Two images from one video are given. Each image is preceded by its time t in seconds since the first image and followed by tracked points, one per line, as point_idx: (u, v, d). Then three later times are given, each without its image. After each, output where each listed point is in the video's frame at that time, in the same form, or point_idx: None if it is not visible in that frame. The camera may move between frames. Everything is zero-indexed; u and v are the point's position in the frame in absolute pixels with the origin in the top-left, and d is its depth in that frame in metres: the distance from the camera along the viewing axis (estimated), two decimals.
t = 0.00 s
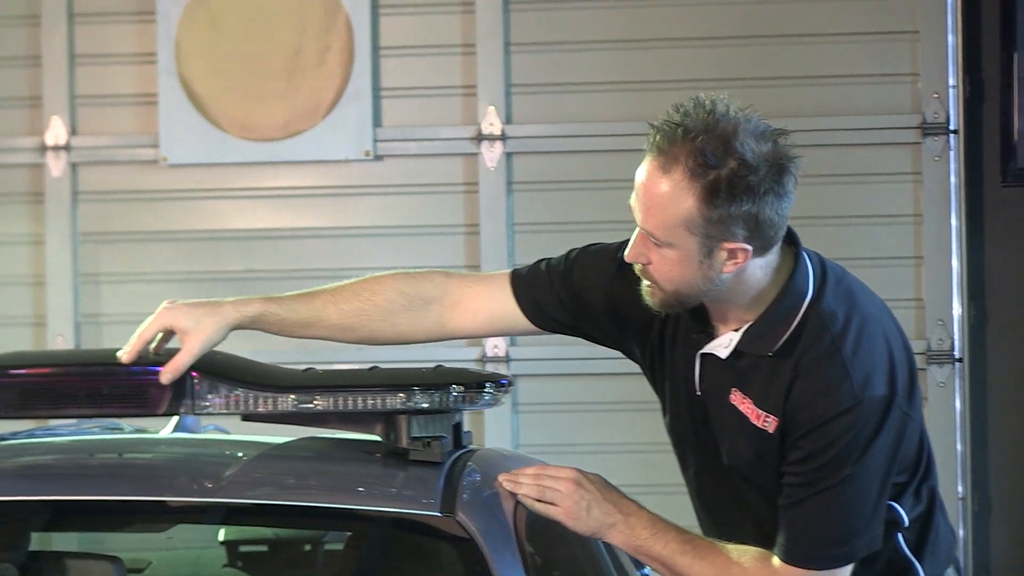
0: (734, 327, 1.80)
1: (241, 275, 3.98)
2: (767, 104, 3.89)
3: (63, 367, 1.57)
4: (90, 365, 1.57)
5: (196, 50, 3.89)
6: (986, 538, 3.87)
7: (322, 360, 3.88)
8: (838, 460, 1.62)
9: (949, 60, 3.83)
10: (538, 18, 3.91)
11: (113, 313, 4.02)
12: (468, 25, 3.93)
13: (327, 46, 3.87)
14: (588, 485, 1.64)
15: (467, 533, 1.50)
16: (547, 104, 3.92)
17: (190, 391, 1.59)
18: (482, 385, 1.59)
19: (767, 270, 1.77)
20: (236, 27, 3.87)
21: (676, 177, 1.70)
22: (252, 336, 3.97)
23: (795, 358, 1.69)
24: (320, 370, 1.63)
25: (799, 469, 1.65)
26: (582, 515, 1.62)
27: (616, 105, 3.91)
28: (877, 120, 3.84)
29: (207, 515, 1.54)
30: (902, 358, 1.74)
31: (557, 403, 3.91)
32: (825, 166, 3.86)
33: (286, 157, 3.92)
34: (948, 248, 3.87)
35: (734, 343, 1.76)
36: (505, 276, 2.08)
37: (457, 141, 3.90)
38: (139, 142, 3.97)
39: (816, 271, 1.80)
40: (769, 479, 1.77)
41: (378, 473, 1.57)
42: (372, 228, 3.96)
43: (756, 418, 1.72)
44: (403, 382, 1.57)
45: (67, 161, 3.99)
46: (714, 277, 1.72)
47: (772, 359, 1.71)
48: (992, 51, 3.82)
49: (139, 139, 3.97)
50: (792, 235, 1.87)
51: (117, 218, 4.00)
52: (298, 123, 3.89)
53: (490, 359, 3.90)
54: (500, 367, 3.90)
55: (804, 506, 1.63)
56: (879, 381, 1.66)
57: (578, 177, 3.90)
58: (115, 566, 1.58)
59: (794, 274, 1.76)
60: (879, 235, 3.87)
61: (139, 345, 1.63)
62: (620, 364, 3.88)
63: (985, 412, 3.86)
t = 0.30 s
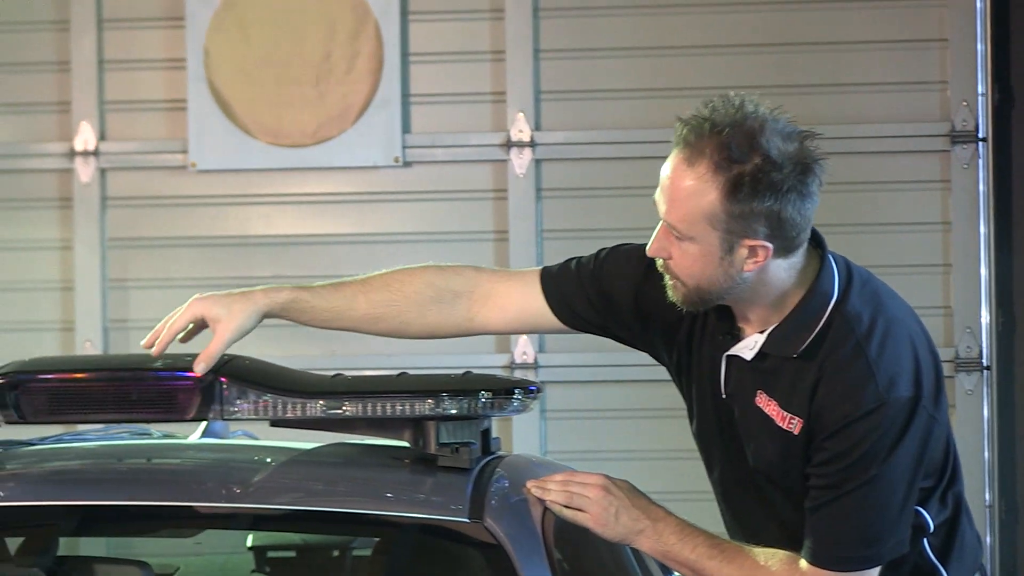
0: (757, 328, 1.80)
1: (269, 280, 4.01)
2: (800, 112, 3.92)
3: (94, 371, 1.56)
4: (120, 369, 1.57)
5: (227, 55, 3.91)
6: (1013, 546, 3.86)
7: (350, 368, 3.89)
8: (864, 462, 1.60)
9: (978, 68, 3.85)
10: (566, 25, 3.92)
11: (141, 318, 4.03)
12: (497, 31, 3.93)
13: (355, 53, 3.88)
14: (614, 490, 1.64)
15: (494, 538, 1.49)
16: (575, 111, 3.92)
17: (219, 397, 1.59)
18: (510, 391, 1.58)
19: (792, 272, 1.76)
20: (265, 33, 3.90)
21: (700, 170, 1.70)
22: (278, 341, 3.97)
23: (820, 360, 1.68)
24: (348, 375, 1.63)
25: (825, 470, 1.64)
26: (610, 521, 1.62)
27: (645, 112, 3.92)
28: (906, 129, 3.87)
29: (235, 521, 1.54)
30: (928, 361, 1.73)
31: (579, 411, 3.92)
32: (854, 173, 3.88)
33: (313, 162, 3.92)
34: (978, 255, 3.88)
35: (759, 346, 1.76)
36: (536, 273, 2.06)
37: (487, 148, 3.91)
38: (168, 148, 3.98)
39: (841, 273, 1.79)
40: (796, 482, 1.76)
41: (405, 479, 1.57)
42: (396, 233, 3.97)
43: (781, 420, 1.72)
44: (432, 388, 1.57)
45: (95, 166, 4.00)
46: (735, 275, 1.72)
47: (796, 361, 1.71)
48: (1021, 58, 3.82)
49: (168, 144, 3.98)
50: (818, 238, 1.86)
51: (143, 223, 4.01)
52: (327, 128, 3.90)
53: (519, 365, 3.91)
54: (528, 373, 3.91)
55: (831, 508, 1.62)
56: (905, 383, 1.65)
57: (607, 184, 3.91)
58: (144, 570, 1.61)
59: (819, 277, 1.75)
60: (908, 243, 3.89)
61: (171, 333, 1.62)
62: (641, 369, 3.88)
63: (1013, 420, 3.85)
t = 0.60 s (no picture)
0: (780, 325, 1.80)
1: (290, 282, 4.03)
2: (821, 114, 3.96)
3: (112, 371, 1.56)
4: (138, 369, 1.57)
5: (247, 56, 3.93)
6: None
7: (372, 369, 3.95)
8: (886, 457, 1.60)
9: (999, 69, 3.90)
10: (590, 25, 3.96)
11: (161, 318, 4.07)
12: (520, 32, 3.96)
13: (378, 54, 3.92)
14: (636, 492, 1.64)
15: (516, 538, 1.48)
16: (598, 113, 3.96)
17: (241, 397, 1.58)
18: (532, 392, 1.57)
19: (814, 265, 1.77)
20: (287, 34, 3.92)
21: (727, 154, 1.70)
22: (301, 342, 4.01)
23: (842, 356, 1.68)
24: (369, 377, 1.63)
25: (848, 466, 1.64)
26: (631, 523, 1.62)
27: (668, 114, 3.95)
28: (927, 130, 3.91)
29: (257, 521, 1.53)
30: (949, 357, 1.73)
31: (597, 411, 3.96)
32: (874, 175, 3.92)
33: (336, 163, 3.95)
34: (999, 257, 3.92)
35: (781, 342, 1.76)
36: (557, 278, 2.07)
37: (510, 149, 3.95)
38: (189, 148, 4.01)
39: (862, 270, 1.79)
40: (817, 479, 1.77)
41: (427, 480, 1.56)
42: (418, 234, 4.00)
43: (803, 417, 1.72)
44: (454, 388, 1.56)
45: (117, 167, 4.03)
46: (758, 263, 1.72)
47: (818, 358, 1.71)
48: None
49: (189, 144, 4.01)
50: (840, 235, 1.86)
51: (163, 224, 4.05)
52: (350, 129, 3.93)
53: (540, 366, 3.94)
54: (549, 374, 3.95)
55: (853, 504, 1.62)
56: (926, 378, 1.65)
57: (629, 185, 3.95)
58: (164, 570, 1.57)
59: (840, 272, 1.76)
60: (930, 245, 3.94)
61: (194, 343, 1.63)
62: (658, 372, 3.93)
63: None
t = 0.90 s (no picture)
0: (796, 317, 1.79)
1: (310, 281, 4.16)
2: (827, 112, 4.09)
3: (129, 371, 1.52)
4: (156, 370, 1.53)
5: (263, 56, 4.06)
6: None
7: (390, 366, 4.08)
8: (903, 446, 1.60)
9: (1015, 67, 4.05)
10: (605, 24, 4.08)
11: (178, 318, 4.19)
12: (535, 29, 4.09)
13: (393, 52, 4.04)
14: (653, 491, 1.62)
15: (533, 536, 1.46)
16: (613, 111, 4.09)
17: (257, 396, 1.54)
18: (549, 389, 1.54)
19: (829, 254, 1.76)
20: (305, 34, 4.05)
21: (740, 136, 1.70)
22: (326, 341, 4.13)
23: (859, 345, 1.68)
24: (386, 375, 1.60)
25: (864, 455, 1.64)
26: (648, 520, 1.60)
27: (682, 111, 4.09)
28: (936, 127, 4.05)
29: (274, 520, 1.50)
30: (966, 347, 1.72)
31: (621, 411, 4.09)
32: (885, 172, 4.06)
33: (357, 163, 4.07)
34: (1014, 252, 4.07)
35: (797, 333, 1.76)
36: (573, 274, 2.07)
37: (526, 147, 4.08)
38: (205, 148, 4.13)
39: (877, 261, 1.78)
40: (834, 471, 1.76)
41: (445, 478, 1.53)
42: (442, 234, 4.12)
43: (819, 407, 1.72)
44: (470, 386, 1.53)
45: (133, 167, 4.15)
46: (771, 247, 1.72)
47: (835, 348, 1.71)
48: None
49: (205, 144, 4.13)
50: (854, 225, 1.84)
51: (188, 224, 4.17)
52: (365, 128, 4.05)
53: (557, 364, 4.06)
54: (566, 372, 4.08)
55: (870, 494, 1.62)
56: (943, 366, 1.64)
57: (644, 182, 4.08)
58: (182, 570, 1.54)
59: (856, 262, 1.75)
60: (943, 241, 4.07)
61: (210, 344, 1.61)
62: (673, 369, 4.06)
63: None
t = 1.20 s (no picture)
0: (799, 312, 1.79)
1: (314, 279, 4.16)
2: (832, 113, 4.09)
3: (135, 370, 1.49)
4: (161, 368, 1.50)
5: (269, 54, 4.06)
6: None
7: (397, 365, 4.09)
8: (907, 441, 1.58)
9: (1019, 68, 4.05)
10: (611, 24, 4.09)
11: (183, 317, 4.19)
12: (541, 30, 4.08)
13: (399, 52, 4.04)
14: (659, 488, 1.60)
15: (540, 536, 1.43)
16: (619, 111, 4.09)
17: (262, 394, 1.51)
18: (554, 389, 1.52)
19: (831, 250, 1.75)
20: (311, 32, 4.05)
21: (741, 129, 1.70)
22: (331, 340, 4.13)
23: (862, 340, 1.67)
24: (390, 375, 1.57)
25: (869, 451, 1.62)
26: (653, 518, 1.58)
27: (688, 112, 4.09)
28: (943, 127, 4.05)
29: (279, 519, 1.47)
30: (971, 344, 1.70)
31: (624, 410, 4.09)
32: (889, 173, 4.07)
33: (363, 162, 4.07)
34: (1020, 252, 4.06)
35: (801, 328, 1.75)
36: (578, 273, 2.08)
37: (531, 147, 4.08)
38: (211, 146, 4.14)
39: (881, 257, 1.77)
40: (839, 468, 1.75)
41: (451, 477, 1.50)
42: (447, 232, 4.12)
43: (824, 403, 1.71)
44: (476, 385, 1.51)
45: (138, 166, 4.15)
46: (770, 241, 1.71)
47: (839, 343, 1.70)
48: None
49: (211, 142, 4.13)
50: (857, 223, 1.83)
51: (193, 223, 4.17)
52: (371, 127, 4.05)
53: (562, 363, 4.07)
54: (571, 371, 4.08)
55: (874, 490, 1.60)
56: (947, 362, 1.63)
57: (650, 183, 4.08)
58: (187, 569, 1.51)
59: (858, 257, 1.74)
60: (949, 242, 4.07)
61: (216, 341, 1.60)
62: (678, 369, 4.06)
63: None
